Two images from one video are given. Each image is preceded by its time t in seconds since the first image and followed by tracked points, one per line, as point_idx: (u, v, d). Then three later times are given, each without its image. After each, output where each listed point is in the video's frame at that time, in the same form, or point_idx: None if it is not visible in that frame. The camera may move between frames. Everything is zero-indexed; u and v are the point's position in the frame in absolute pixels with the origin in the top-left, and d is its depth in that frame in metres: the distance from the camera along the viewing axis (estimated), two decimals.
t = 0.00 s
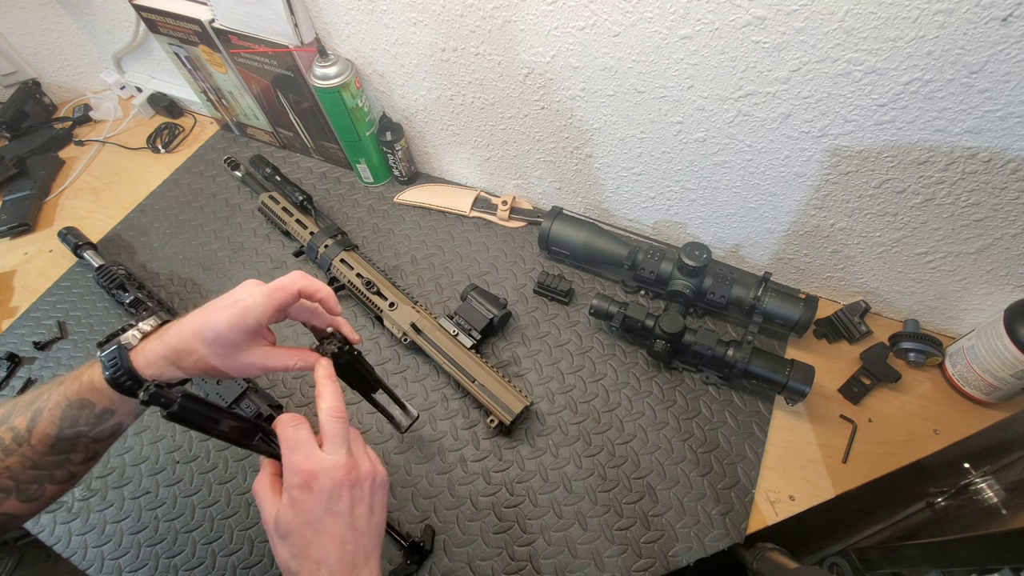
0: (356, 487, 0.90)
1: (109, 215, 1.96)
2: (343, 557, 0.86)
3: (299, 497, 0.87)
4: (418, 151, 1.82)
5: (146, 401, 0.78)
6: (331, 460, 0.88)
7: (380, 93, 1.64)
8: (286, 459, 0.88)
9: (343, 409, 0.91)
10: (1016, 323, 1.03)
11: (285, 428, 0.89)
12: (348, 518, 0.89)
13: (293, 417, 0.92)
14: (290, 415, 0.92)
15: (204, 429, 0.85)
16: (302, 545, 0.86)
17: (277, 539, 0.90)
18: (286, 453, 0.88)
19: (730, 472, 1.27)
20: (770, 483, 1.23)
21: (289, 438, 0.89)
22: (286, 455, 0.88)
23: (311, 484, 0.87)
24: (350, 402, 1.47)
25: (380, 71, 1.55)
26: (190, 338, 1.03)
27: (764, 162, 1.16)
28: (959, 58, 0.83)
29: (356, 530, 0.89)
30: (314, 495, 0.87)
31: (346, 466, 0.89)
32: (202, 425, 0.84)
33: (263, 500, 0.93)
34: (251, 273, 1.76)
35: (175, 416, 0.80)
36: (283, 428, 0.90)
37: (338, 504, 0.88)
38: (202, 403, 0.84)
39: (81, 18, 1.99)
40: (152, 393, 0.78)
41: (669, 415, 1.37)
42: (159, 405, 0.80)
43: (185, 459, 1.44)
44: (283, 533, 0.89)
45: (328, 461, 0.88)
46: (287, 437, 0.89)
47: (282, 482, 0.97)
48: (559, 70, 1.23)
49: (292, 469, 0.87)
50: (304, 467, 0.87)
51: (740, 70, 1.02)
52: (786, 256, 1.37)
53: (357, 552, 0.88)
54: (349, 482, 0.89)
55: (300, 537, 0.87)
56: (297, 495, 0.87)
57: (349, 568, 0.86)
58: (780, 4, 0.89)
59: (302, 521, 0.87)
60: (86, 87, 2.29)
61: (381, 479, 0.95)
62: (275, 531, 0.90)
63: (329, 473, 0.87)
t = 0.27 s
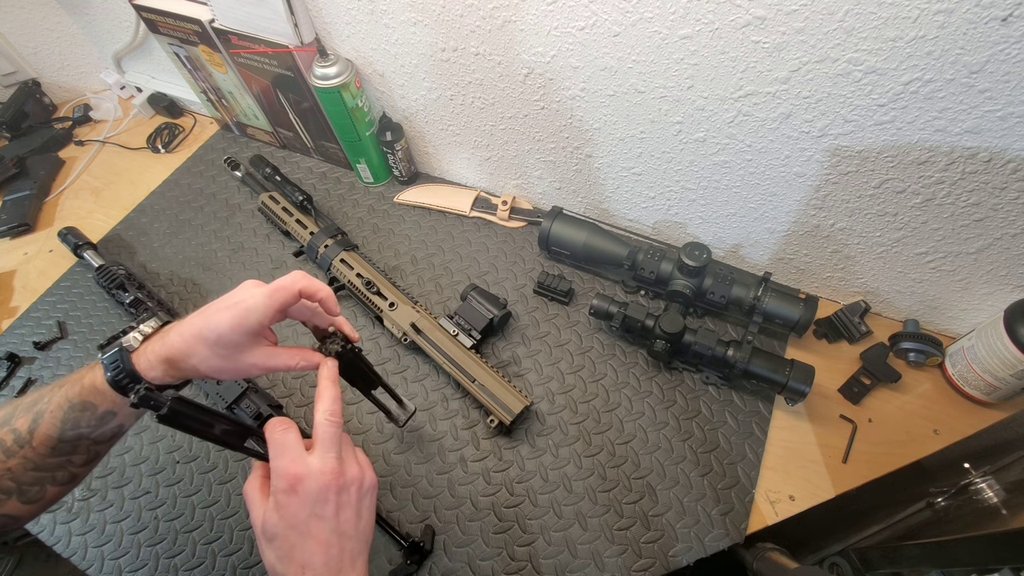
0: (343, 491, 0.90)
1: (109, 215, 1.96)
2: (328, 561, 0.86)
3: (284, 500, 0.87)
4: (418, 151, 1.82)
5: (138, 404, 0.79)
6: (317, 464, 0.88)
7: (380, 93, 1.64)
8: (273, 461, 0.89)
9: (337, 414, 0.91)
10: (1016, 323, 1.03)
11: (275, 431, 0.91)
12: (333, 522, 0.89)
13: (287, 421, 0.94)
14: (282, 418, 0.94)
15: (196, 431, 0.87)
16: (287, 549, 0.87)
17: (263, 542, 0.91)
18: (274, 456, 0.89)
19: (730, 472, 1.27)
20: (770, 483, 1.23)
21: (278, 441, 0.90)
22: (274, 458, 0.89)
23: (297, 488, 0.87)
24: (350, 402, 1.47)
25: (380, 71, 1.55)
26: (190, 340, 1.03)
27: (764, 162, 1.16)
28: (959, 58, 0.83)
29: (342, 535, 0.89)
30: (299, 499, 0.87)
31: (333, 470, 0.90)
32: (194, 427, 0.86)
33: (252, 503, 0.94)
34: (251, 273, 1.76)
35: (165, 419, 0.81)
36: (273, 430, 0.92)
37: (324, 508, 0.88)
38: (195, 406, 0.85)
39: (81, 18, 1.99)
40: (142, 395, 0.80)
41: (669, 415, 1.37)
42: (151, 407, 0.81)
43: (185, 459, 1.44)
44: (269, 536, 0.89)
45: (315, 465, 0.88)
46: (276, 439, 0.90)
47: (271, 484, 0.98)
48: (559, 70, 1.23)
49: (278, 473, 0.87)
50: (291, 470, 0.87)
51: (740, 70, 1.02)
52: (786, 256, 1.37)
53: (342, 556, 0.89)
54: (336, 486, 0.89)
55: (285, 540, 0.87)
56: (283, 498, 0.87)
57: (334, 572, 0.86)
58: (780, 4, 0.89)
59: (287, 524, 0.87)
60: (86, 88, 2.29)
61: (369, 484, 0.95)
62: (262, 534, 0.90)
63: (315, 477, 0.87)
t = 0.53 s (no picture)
0: (348, 490, 0.90)
1: (109, 215, 1.96)
2: (332, 559, 0.86)
3: (289, 498, 0.87)
4: (418, 151, 1.82)
5: (141, 395, 0.78)
6: (322, 461, 0.88)
7: (380, 93, 1.64)
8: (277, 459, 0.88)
9: (342, 411, 0.92)
10: (1016, 322, 1.03)
11: (278, 429, 0.91)
12: (337, 520, 0.89)
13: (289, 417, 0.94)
14: (285, 415, 0.94)
15: (196, 424, 0.86)
16: (291, 546, 0.87)
17: (267, 540, 0.90)
18: (277, 454, 0.89)
19: (730, 472, 1.27)
20: (770, 483, 1.23)
21: (283, 439, 0.89)
22: (278, 455, 0.88)
23: (301, 486, 0.87)
24: (350, 402, 1.47)
25: (380, 71, 1.55)
26: (187, 338, 1.03)
27: (763, 162, 1.16)
28: (959, 58, 0.83)
29: (346, 532, 0.89)
30: (304, 496, 0.87)
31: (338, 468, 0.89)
32: (195, 421, 0.85)
33: (254, 501, 0.94)
34: (251, 273, 1.76)
35: (169, 412, 0.81)
36: (277, 427, 0.91)
37: (328, 505, 0.88)
38: (197, 399, 0.85)
39: (81, 18, 1.99)
40: (147, 387, 0.79)
41: (669, 415, 1.37)
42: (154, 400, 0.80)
43: (186, 459, 1.44)
44: (272, 533, 0.89)
45: (319, 462, 0.88)
46: (280, 437, 0.90)
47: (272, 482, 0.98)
48: (559, 70, 1.23)
49: (283, 470, 0.87)
50: (295, 468, 0.87)
51: (740, 70, 1.02)
52: (786, 256, 1.37)
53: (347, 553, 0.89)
54: (341, 484, 0.89)
55: (290, 537, 0.87)
56: (287, 496, 0.87)
57: (338, 569, 0.86)
58: (780, 4, 0.89)
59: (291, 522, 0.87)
60: (86, 88, 2.29)
61: (373, 482, 0.95)
62: (265, 532, 0.90)
63: (319, 475, 0.87)
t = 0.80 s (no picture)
0: (348, 490, 0.90)
1: (109, 215, 1.96)
2: (332, 560, 0.87)
3: (288, 499, 0.87)
4: (418, 151, 1.82)
5: (139, 396, 0.79)
6: (322, 462, 0.87)
7: (380, 93, 1.64)
8: (276, 460, 0.88)
9: (337, 412, 0.90)
10: (1016, 322, 1.03)
11: (277, 428, 0.90)
12: (338, 521, 0.88)
13: (288, 416, 0.92)
14: (283, 414, 0.92)
15: (195, 425, 0.86)
16: (292, 546, 0.87)
17: (267, 540, 0.91)
18: (276, 455, 0.88)
19: (730, 472, 1.27)
20: (770, 483, 1.23)
21: (281, 440, 0.89)
22: (277, 456, 0.88)
23: (301, 487, 0.87)
24: (350, 402, 1.47)
25: (380, 71, 1.55)
26: (187, 336, 1.04)
27: (764, 162, 1.16)
28: (959, 58, 0.83)
29: (346, 533, 0.89)
30: (304, 498, 0.87)
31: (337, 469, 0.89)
32: (193, 421, 0.85)
33: (254, 501, 0.94)
34: (251, 273, 1.76)
35: (166, 412, 0.81)
36: (275, 427, 0.90)
37: (328, 507, 0.88)
38: (195, 399, 0.85)
39: (81, 18, 1.99)
40: (145, 387, 0.80)
41: (669, 415, 1.37)
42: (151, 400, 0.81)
43: (185, 459, 1.44)
44: (273, 534, 0.89)
45: (318, 464, 0.87)
46: (278, 438, 0.89)
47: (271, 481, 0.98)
48: (559, 70, 1.23)
49: (282, 471, 0.87)
50: (294, 469, 0.86)
51: (740, 70, 1.02)
52: (786, 256, 1.37)
53: (347, 554, 0.89)
54: (341, 485, 0.88)
55: (290, 538, 0.87)
56: (287, 497, 0.87)
57: (337, 571, 0.87)
58: (780, 4, 0.89)
59: (291, 523, 0.87)
60: (86, 88, 2.29)
61: (373, 483, 0.95)
62: (264, 532, 0.91)
63: (319, 477, 0.87)
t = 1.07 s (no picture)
0: (346, 489, 0.90)
1: (109, 215, 1.96)
2: (330, 559, 0.86)
3: (286, 497, 0.87)
4: (418, 151, 1.82)
5: (140, 388, 0.78)
6: (320, 459, 0.88)
7: (380, 93, 1.64)
8: (275, 457, 0.88)
9: (338, 409, 0.92)
10: (1016, 323, 1.03)
11: (276, 426, 0.90)
12: (336, 519, 0.88)
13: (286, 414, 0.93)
14: (282, 412, 0.93)
15: (195, 421, 0.85)
16: (289, 545, 0.86)
17: (264, 539, 0.90)
18: (274, 453, 0.88)
19: (730, 472, 1.27)
20: (770, 483, 1.23)
21: (279, 437, 0.89)
22: (275, 454, 0.88)
23: (299, 485, 0.87)
24: (350, 402, 1.47)
25: (380, 71, 1.55)
26: (189, 338, 1.04)
27: (764, 162, 1.16)
28: (959, 58, 0.83)
29: (344, 531, 0.89)
30: (302, 495, 0.87)
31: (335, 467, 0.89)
32: (194, 417, 0.84)
33: (250, 501, 0.94)
34: (251, 273, 1.76)
35: (168, 406, 0.80)
36: (274, 424, 0.91)
37: (326, 504, 0.88)
38: (197, 395, 0.84)
39: (81, 18, 1.99)
40: (146, 379, 0.78)
41: (669, 415, 1.37)
42: (151, 393, 0.79)
43: (186, 459, 1.44)
44: (270, 532, 0.89)
45: (317, 461, 0.88)
46: (277, 435, 0.89)
47: (268, 482, 0.98)
48: (559, 70, 1.23)
49: (280, 469, 0.87)
50: (292, 467, 0.87)
51: (740, 70, 1.02)
52: (786, 256, 1.37)
53: (345, 553, 0.88)
54: (339, 483, 0.89)
55: (287, 537, 0.87)
56: (285, 495, 0.87)
57: (335, 569, 0.86)
58: (780, 4, 0.89)
59: (288, 521, 0.87)
60: (86, 88, 2.29)
61: (371, 481, 0.95)
62: (262, 531, 0.90)
63: (317, 473, 0.87)
